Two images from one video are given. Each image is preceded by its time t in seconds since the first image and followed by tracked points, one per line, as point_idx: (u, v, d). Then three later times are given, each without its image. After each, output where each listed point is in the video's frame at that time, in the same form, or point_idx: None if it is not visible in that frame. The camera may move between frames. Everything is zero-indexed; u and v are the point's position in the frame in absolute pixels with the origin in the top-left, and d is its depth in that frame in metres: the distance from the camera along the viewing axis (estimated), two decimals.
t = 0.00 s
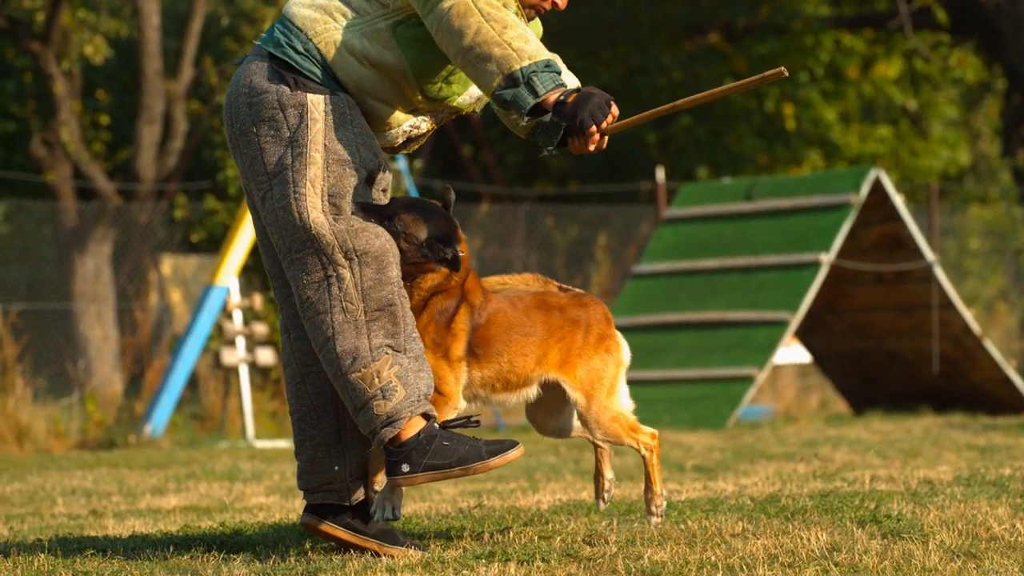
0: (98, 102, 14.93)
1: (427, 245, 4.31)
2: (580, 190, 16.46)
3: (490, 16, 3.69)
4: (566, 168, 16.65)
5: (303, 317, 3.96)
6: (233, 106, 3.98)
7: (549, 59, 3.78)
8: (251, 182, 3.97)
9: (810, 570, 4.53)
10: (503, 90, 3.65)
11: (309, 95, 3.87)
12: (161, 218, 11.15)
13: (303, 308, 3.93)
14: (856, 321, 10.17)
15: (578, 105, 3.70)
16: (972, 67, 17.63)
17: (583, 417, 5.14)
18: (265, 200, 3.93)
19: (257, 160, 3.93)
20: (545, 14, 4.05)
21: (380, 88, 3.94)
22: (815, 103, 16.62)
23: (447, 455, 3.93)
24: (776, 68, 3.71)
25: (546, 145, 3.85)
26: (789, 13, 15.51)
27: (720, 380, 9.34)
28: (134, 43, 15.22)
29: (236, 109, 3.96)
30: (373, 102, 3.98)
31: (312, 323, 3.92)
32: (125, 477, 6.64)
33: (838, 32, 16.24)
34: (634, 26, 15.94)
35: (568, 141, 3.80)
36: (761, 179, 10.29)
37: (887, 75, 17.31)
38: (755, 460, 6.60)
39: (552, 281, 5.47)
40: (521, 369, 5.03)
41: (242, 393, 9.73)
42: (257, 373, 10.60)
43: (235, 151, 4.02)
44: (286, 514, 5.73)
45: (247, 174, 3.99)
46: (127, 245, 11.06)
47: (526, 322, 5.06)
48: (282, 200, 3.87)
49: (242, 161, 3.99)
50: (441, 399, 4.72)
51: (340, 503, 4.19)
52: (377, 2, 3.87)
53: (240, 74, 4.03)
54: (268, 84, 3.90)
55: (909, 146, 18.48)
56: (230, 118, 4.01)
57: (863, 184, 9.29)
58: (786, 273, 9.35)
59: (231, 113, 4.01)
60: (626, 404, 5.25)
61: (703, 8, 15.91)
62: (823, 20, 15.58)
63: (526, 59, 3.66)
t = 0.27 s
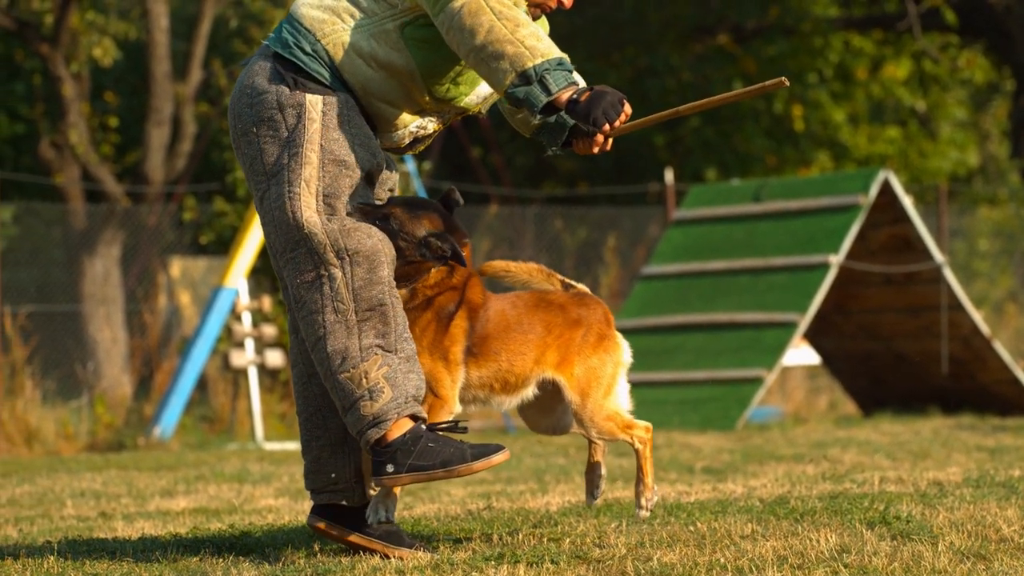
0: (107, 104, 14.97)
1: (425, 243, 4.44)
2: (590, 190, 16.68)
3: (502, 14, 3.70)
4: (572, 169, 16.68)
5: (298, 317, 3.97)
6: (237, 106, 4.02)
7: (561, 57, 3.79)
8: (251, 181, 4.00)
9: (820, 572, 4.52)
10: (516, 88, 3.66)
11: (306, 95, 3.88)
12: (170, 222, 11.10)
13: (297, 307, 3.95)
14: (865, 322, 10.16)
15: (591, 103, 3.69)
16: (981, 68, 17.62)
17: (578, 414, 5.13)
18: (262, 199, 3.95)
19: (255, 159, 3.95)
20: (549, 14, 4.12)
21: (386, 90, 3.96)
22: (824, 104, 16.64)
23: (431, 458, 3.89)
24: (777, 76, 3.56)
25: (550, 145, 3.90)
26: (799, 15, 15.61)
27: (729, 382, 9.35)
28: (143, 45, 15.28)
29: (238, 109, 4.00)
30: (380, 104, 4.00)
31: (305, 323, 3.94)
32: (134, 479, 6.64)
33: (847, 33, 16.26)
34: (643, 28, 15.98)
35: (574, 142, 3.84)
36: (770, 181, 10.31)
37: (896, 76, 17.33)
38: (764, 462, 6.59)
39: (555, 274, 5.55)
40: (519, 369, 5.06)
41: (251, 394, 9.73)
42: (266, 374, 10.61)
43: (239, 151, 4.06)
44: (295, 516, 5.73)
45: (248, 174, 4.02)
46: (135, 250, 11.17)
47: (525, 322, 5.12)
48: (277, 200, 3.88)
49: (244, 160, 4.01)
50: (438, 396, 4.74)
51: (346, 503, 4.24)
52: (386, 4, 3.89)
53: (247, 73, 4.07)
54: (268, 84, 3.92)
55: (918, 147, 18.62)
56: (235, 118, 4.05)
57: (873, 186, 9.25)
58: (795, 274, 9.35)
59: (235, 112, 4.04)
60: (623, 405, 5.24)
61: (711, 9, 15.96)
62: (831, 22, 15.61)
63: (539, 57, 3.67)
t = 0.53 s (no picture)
0: (116, 106, 15.01)
1: (423, 241, 4.61)
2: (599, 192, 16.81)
3: (514, 13, 3.72)
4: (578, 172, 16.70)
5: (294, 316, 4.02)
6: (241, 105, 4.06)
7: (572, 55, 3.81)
8: (253, 180, 4.05)
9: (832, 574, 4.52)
10: (530, 87, 3.67)
11: (306, 95, 3.90)
12: (178, 223, 11.32)
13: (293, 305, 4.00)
14: (875, 324, 10.15)
15: (604, 101, 3.70)
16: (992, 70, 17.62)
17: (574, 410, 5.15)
18: (260, 198, 4.00)
19: (256, 159, 3.99)
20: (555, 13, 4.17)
21: (394, 91, 3.99)
22: (833, 106, 16.68)
23: (414, 459, 3.89)
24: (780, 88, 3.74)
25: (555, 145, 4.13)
26: (808, 18, 15.72)
27: (738, 385, 9.35)
28: (152, 48, 15.33)
29: (242, 109, 4.04)
30: (388, 106, 4.03)
31: (299, 322, 3.99)
32: (143, 481, 6.63)
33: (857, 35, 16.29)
34: (653, 31, 16.01)
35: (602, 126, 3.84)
36: (779, 183, 10.31)
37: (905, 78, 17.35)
38: (774, 464, 6.58)
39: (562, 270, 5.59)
40: (519, 372, 4.98)
41: (261, 396, 9.74)
42: (276, 377, 10.62)
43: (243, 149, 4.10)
44: (305, 518, 5.73)
45: (250, 172, 4.06)
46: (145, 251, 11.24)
47: (526, 323, 5.05)
48: (273, 198, 3.91)
49: (247, 160, 4.06)
50: (435, 399, 4.63)
51: (352, 506, 4.31)
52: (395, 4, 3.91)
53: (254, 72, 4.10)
54: (271, 83, 3.95)
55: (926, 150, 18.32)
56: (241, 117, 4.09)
57: (882, 188, 9.26)
58: (804, 276, 9.37)
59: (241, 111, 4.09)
60: (617, 402, 5.30)
61: (721, 12, 16.03)
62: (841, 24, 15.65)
63: (551, 56, 3.68)
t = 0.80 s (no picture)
0: (125, 108, 15.04)
1: (420, 239, 4.52)
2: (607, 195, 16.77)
3: (524, 13, 3.73)
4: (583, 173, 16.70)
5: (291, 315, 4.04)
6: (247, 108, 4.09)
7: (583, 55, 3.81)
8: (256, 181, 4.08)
9: None
10: (541, 85, 3.66)
11: (307, 96, 3.91)
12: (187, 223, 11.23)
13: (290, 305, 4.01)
14: (885, 325, 10.14)
15: (616, 100, 3.69)
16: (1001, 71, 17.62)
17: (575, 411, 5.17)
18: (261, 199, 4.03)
19: (257, 160, 4.02)
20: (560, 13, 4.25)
21: (402, 93, 3.99)
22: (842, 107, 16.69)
23: (398, 460, 3.85)
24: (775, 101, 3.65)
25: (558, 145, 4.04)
26: (817, 18, 15.67)
27: (748, 386, 9.36)
28: (160, 49, 15.36)
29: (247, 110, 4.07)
30: (395, 108, 4.04)
31: (295, 321, 4.00)
32: (152, 483, 6.63)
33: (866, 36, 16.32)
34: (662, 32, 16.03)
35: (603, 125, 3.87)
36: (788, 184, 10.32)
37: (914, 78, 17.37)
38: (782, 465, 6.57)
39: (566, 266, 5.63)
40: (520, 375, 4.99)
41: (270, 398, 9.75)
42: (285, 379, 10.62)
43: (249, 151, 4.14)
44: (314, 520, 5.73)
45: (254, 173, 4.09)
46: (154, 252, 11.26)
47: (530, 325, 5.06)
48: (271, 198, 3.94)
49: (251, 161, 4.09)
50: (434, 400, 4.59)
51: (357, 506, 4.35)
52: (404, 5, 3.92)
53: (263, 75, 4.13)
54: (274, 85, 3.97)
55: (936, 151, 18.50)
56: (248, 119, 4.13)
57: (891, 189, 9.27)
58: (813, 278, 9.39)
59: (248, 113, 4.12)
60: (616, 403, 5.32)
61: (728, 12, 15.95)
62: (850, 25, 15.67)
63: (562, 55, 3.68)
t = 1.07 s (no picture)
0: (136, 110, 15.10)
1: (417, 236, 4.62)
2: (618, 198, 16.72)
3: (538, 13, 3.72)
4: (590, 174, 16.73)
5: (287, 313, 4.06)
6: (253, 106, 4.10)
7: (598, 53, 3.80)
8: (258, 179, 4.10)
9: None
10: (555, 86, 3.66)
11: (307, 97, 3.90)
12: (198, 227, 11.38)
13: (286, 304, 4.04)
14: (896, 328, 10.15)
15: (631, 98, 3.67)
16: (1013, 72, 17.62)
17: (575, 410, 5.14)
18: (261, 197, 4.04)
19: (258, 159, 4.03)
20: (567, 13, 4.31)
21: (414, 95, 4.00)
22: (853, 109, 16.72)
23: (381, 460, 3.86)
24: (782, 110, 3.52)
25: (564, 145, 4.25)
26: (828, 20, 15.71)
27: (759, 387, 9.36)
28: (171, 52, 15.43)
29: (252, 109, 4.08)
30: (407, 109, 4.05)
31: (289, 320, 4.03)
32: (164, 485, 6.64)
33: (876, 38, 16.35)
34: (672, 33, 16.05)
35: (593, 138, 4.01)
36: (800, 185, 10.32)
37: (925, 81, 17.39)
38: (795, 466, 6.56)
39: (572, 265, 5.61)
40: (521, 378, 4.89)
41: (281, 400, 9.64)
42: (296, 381, 10.63)
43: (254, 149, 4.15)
44: (325, 522, 5.74)
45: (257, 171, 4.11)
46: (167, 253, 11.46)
47: (533, 328, 4.97)
48: (268, 198, 3.95)
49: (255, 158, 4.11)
50: (433, 402, 4.47)
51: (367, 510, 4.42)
52: (414, 6, 3.93)
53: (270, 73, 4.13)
54: (275, 84, 3.96)
55: (946, 152, 18.62)
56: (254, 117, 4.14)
57: (902, 191, 9.21)
58: (824, 279, 9.40)
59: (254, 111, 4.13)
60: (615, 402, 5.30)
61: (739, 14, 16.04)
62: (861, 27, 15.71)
63: (576, 54, 3.67)
